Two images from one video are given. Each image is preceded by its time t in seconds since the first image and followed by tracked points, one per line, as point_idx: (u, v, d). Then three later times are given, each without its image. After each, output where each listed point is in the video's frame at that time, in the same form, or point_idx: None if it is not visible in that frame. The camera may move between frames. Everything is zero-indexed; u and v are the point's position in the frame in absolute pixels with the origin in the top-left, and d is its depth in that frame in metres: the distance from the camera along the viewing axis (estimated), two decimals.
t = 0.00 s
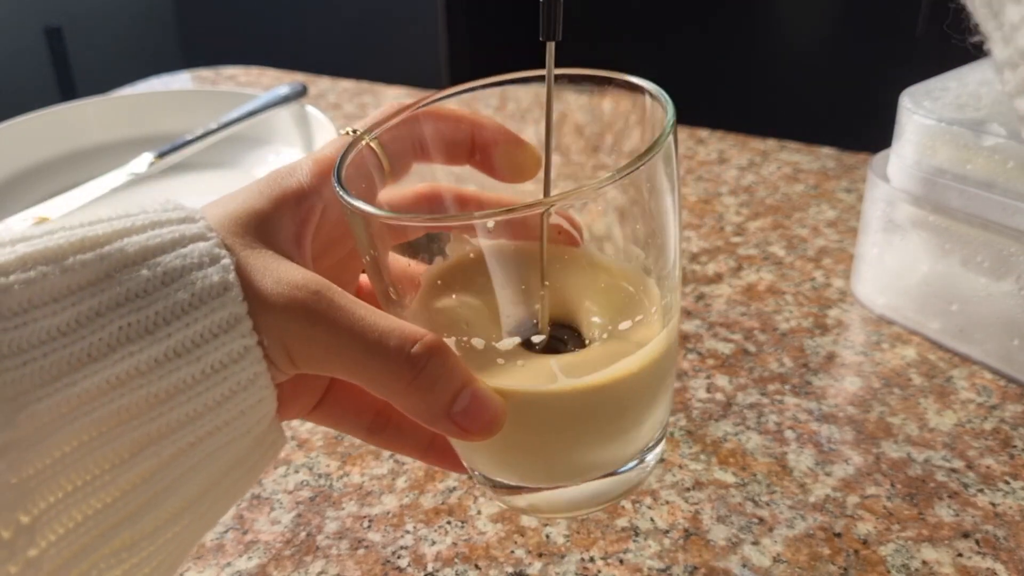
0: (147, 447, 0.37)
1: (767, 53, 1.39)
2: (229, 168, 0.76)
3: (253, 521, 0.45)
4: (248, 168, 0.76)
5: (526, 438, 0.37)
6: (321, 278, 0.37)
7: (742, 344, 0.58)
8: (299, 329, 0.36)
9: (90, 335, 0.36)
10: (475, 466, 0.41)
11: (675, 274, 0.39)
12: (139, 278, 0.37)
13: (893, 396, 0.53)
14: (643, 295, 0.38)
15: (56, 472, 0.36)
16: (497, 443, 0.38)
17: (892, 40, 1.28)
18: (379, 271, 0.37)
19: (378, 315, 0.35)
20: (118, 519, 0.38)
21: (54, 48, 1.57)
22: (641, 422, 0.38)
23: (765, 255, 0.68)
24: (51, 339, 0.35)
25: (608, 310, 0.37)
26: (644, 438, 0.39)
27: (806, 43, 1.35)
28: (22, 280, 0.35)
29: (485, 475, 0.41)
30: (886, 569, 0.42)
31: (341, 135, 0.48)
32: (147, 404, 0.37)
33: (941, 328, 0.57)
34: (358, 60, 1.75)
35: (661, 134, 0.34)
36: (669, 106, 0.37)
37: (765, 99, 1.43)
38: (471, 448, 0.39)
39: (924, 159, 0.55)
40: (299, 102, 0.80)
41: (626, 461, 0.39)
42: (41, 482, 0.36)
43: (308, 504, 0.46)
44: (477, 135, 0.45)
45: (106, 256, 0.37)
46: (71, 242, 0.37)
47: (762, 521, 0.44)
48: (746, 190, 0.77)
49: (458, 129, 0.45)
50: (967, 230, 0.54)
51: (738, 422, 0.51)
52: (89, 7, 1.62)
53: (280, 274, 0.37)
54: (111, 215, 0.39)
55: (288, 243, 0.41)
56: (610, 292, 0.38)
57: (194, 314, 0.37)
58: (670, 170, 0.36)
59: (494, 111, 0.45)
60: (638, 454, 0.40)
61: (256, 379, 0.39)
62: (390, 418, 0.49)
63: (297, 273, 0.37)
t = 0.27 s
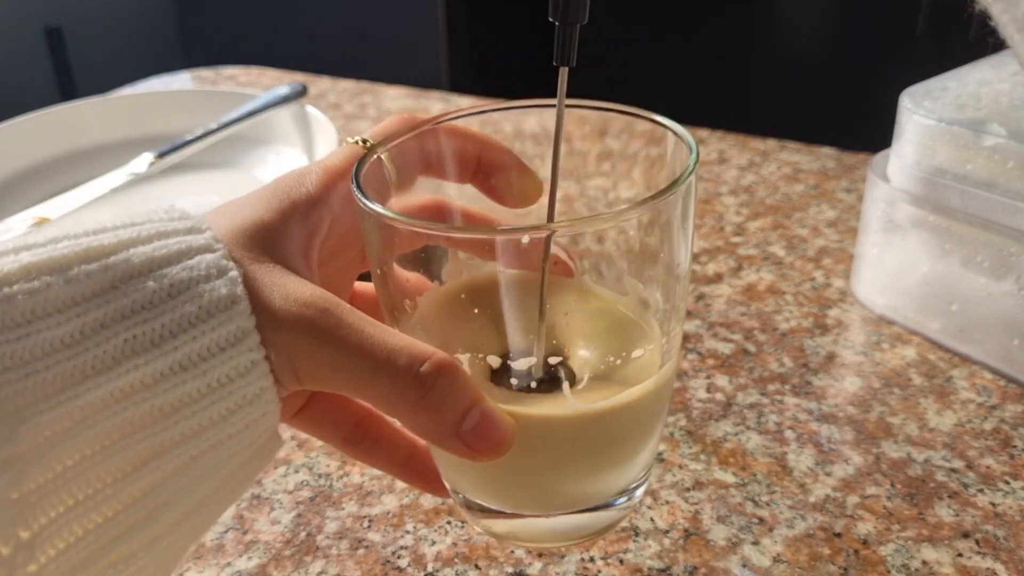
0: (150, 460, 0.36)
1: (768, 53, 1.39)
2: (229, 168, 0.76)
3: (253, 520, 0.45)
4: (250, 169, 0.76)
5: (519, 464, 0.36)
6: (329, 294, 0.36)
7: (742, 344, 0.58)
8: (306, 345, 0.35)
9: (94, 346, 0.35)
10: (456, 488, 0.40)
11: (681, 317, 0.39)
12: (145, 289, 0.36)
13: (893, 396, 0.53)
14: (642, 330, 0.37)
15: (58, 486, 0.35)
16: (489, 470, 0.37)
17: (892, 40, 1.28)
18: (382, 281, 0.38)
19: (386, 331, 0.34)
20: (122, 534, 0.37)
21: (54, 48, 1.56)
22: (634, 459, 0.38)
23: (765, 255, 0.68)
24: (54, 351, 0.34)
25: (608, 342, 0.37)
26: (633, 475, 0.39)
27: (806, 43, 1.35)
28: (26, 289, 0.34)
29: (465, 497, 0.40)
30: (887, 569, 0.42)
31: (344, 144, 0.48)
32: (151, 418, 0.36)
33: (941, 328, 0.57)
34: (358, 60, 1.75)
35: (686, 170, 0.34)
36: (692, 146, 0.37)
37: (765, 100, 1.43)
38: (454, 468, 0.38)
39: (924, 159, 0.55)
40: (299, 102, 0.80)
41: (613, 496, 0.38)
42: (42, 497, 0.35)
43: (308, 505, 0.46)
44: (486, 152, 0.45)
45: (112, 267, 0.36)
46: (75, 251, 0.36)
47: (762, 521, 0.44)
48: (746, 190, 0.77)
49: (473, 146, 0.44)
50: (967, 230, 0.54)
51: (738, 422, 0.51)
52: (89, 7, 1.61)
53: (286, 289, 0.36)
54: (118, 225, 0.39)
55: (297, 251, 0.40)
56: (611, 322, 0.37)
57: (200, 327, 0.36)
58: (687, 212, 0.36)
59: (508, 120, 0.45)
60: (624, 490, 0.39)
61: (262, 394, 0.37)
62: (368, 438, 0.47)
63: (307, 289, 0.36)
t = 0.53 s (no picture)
0: (158, 478, 0.35)
1: (767, 53, 1.39)
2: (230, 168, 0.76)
3: (252, 520, 0.45)
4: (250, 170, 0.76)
5: (507, 479, 0.36)
6: (337, 311, 0.35)
7: (742, 344, 0.58)
8: (314, 363, 0.34)
9: (102, 365, 0.33)
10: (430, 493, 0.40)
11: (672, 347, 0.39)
12: (155, 307, 0.34)
13: (893, 396, 0.53)
14: (633, 351, 0.38)
15: (67, 504, 0.33)
16: (476, 482, 0.36)
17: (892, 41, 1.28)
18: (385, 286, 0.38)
19: (395, 348, 0.33)
20: (129, 551, 0.36)
21: (53, 47, 1.56)
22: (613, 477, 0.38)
23: (765, 255, 0.68)
24: (62, 369, 0.32)
25: (603, 364, 0.37)
26: (609, 496, 0.39)
27: (806, 44, 1.35)
28: (35, 306, 0.32)
29: (439, 504, 0.40)
30: (888, 569, 0.42)
31: (341, 149, 0.46)
32: (159, 436, 0.34)
33: (941, 329, 0.57)
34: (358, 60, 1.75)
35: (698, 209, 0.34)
36: (704, 184, 0.37)
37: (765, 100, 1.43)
38: (432, 473, 0.38)
39: (924, 159, 0.55)
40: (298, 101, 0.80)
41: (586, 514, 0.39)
42: (47, 517, 0.33)
43: (307, 505, 0.46)
44: (482, 164, 0.44)
45: (121, 283, 0.34)
46: (83, 268, 0.34)
47: (762, 521, 0.44)
48: (746, 191, 0.77)
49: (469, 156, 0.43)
50: (967, 230, 0.54)
51: (738, 422, 0.51)
52: (88, 6, 1.61)
53: (292, 304, 0.35)
54: (126, 236, 0.37)
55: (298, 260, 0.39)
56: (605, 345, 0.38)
57: (210, 347, 0.34)
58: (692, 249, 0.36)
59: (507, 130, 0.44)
60: (598, 510, 0.39)
61: (269, 413, 0.36)
62: (335, 438, 0.46)
63: (313, 305, 0.35)
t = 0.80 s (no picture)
0: (159, 501, 0.34)
1: (767, 53, 1.39)
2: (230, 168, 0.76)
3: (252, 520, 0.45)
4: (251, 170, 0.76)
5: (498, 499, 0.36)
6: (338, 334, 0.34)
7: (742, 344, 0.58)
8: (314, 387, 0.33)
9: (103, 389, 0.32)
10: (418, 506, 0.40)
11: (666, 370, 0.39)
12: (155, 328, 0.33)
13: (893, 396, 0.53)
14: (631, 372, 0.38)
15: (68, 528, 0.33)
16: (467, 501, 0.36)
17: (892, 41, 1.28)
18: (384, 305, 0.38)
19: (397, 373, 0.33)
20: (130, 574, 0.35)
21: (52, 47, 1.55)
22: (603, 497, 0.38)
23: (765, 255, 0.68)
24: (62, 394, 0.32)
25: (600, 385, 0.37)
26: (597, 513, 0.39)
27: (806, 44, 1.35)
28: (34, 329, 0.32)
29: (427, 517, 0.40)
30: (888, 569, 0.42)
31: (339, 164, 0.47)
32: (160, 459, 0.33)
33: (941, 328, 0.57)
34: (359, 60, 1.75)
35: (699, 245, 0.34)
36: (706, 218, 0.37)
37: (765, 101, 1.43)
38: (420, 488, 0.38)
39: (924, 159, 0.55)
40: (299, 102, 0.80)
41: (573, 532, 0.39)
42: (47, 543, 0.33)
43: (307, 505, 0.46)
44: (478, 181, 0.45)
45: (120, 305, 0.33)
46: (82, 290, 0.33)
47: (762, 521, 0.44)
48: (746, 190, 0.78)
49: (467, 172, 0.44)
50: (967, 230, 0.54)
51: (738, 422, 0.51)
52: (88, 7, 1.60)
53: (294, 326, 0.34)
54: (126, 257, 0.36)
55: (298, 277, 0.38)
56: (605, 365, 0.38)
57: (211, 368, 0.33)
58: (688, 282, 0.36)
59: (506, 146, 0.44)
60: (586, 527, 0.40)
61: (271, 434, 0.35)
62: (323, 449, 0.45)
63: (314, 328, 0.34)
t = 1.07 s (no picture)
0: (162, 521, 0.34)
1: (768, 53, 1.39)
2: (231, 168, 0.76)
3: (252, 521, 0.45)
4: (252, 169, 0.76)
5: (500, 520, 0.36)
6: (342, 356, 0.34)
7: (742, 344, 0.58)
8: (318, 409, 0.33)
9: (108, 409, 0.32)
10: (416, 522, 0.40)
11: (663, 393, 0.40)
12: (160, 348, 0.33)
13: (893, 396, 0.53)
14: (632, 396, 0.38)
15: (72, 548, 0.33)
16: (468, 522, 0.36)
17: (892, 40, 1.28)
18: (385, 333, 0.39)
19: (401, 396, 0.33)
20: None
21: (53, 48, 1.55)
22: (602, 517, 0.38)
23: (765, 255, 0.68)
24: (67, 414, 0.32)
25: (601, 410, 0.38)
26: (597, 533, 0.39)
27: (806, 44, 1.35)
28: (40, 350, 0.32)
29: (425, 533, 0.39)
30: (888, 569, 0.42)
31: (341, 184, 0.47)
32: (164, 479, 0.33)
33: (941, 328, 0.57)
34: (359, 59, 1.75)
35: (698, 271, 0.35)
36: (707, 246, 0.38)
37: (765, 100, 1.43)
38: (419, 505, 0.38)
39: (924, 159, 0.55)
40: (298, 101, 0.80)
41: (571, 551, 0.39)
42: (52, 563, 0.33)
43: (307, 505, 0.46)
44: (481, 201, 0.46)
45: (125, 325, 0.33)
46: (87, 311, 0.33)
47: (762, 521, 0.44)
48: (746, 190, 0.77)
49: (467, 189, 0.45)
50: (968, 230, 0.54)
51: (738, 422, 0.51)
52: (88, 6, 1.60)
53: (298, 348, 0.34)
54: (131, 277, 0.36)
55: (302, 297, 0.38)
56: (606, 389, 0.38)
57: (216, 387, 0.33)
58: (687, 311, 0.36)
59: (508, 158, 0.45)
60: (586, 545, 0.39)
61: (274, 454, 0.35)
62: (324, 467, 0.44)
63: (319, 350, 0.34)
